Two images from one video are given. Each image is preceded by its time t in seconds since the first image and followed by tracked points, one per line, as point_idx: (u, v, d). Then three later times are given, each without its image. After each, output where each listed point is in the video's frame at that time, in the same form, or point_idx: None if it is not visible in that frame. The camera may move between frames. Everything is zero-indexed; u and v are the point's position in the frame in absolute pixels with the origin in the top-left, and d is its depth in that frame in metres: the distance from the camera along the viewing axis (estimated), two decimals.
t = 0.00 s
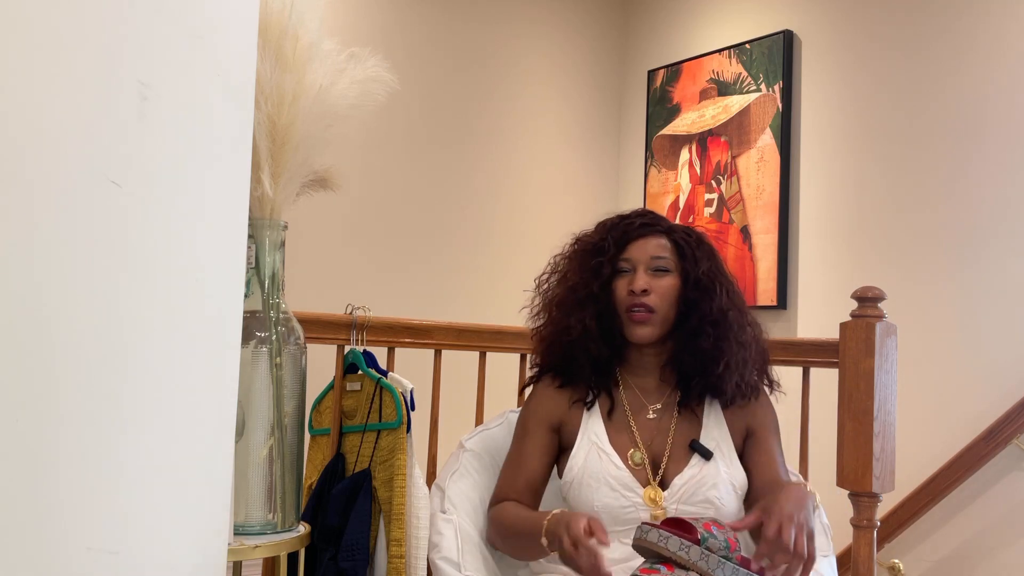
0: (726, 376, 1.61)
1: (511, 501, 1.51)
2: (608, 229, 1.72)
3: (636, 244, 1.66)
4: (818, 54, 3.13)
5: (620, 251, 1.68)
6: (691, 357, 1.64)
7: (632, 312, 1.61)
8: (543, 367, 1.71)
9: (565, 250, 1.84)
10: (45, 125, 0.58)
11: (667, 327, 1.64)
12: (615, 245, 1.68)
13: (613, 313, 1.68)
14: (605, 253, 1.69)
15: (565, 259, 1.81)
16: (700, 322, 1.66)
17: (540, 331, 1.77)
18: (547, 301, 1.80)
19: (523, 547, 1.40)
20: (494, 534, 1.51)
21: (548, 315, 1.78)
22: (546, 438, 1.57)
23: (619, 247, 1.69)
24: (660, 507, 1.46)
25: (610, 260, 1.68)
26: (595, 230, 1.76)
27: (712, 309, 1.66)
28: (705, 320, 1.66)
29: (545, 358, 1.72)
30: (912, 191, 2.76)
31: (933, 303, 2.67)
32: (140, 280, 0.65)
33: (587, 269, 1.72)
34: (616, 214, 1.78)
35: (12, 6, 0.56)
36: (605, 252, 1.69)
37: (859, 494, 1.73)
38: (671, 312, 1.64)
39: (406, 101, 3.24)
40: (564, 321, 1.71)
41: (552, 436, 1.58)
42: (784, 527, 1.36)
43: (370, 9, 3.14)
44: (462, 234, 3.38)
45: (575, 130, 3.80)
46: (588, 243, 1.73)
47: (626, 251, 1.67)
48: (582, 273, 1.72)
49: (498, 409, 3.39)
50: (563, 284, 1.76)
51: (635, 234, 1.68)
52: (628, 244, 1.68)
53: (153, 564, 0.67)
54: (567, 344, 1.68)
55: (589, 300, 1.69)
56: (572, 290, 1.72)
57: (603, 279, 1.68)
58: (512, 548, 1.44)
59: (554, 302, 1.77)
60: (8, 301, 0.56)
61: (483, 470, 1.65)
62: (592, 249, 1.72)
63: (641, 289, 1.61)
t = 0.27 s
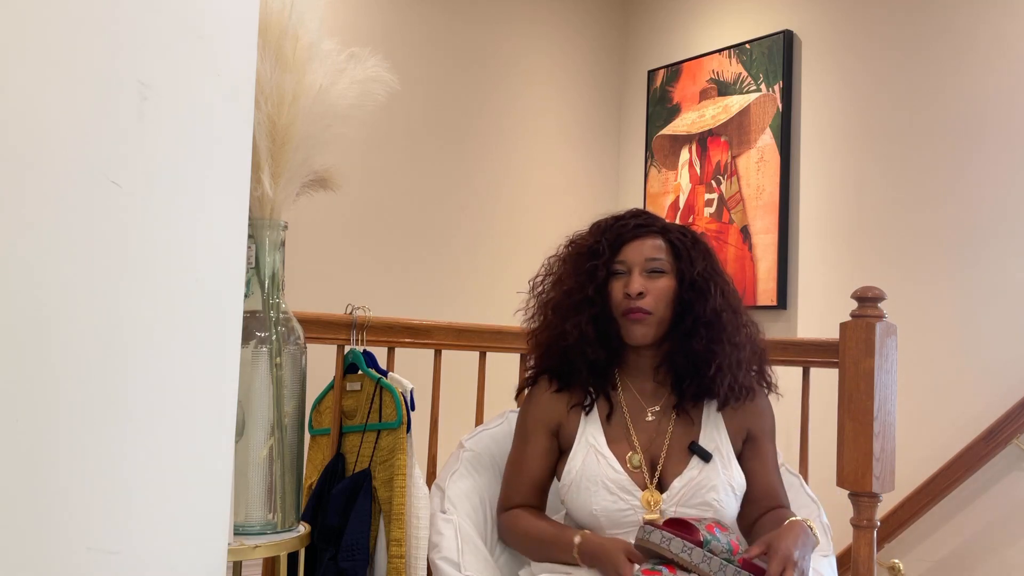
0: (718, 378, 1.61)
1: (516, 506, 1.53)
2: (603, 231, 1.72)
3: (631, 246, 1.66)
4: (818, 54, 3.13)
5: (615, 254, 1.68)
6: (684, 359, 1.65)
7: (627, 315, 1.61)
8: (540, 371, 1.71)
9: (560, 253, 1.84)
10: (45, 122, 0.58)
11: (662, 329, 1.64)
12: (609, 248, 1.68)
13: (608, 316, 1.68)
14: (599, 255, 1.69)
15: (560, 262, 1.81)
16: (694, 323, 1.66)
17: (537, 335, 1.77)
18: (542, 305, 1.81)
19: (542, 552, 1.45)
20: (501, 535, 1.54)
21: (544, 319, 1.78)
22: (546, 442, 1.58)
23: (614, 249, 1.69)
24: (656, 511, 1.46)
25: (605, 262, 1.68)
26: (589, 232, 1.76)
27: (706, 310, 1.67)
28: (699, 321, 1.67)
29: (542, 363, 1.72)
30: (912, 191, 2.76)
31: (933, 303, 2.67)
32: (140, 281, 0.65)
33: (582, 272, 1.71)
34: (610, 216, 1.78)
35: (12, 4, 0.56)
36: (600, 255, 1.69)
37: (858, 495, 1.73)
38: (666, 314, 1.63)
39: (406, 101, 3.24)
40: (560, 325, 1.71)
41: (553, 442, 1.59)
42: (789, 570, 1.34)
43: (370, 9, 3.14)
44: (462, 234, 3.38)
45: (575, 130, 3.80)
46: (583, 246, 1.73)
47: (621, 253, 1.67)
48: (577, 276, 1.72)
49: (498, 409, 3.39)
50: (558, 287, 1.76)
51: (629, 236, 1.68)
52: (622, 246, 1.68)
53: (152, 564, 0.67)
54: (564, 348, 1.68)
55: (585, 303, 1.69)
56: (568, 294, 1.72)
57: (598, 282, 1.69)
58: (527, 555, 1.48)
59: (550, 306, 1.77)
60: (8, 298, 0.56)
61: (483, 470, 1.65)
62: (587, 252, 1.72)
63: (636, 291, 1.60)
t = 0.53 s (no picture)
0: (716, 376, 1.61)
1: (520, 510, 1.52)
2: (599, 232, 1.72)
3: (628, 246, 1.66)
4: (818, 54, 3.13)
5: (612, 254, 1.67)
6: (683, 359, 1.64)
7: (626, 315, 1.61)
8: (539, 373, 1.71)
9: (557, 254, 1.83)
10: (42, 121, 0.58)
11: (660, 329, 1.64)
12: (606, 248, 1.68)
13: (606, 316, 1.68)
14: (597, 256, 1.69)
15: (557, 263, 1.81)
16: (693, 322, 1.66)
17: (535, 336, 1.77)
18: (540, 306, 1.80)
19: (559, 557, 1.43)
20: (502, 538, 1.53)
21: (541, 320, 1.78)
22: (550, 442, 1.57)
23: (610, 250, 1.68)
24: (657, 511, 1.47)
25: (602, 263, 1.68)
26: (585, 233, 1.76)
27: (704, 308, 1.67)
28: (697, 320, 1.67)
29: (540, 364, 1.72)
30: (912, 191, 2.76)
31: (933, 303, 2.67)
32: (138, 280, 0.65)
33: (579, 273, 1.71)
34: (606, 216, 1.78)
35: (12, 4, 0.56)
36: (597, 255, 1.69)
37: (858, 494, 1.73)
38: (663, 313, 1.64)
39: (406, 102, 3.24)
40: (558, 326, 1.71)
41: (555, 441, 1.58)
42: None
43: (370, 9, 3.14)
44: (462, 234, 3.38)
45: (575, 130, 3.80)
46: (580, 247, 1.73)
47: (618, 254, 1.67)
48: (574, 277, 1.71)
49: (498, 410, 3.39)
50: (556, 288, 1.76)
51: (626, 236, 1.68)
52: (619, 246, 1.68)
53: (151, 564, 0.67)
54: (562, 349, 1.68)
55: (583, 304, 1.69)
56: (565, 295, 1.72)
57: (596, 283, 1.68)
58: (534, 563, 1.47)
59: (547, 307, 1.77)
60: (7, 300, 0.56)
61: (483, 470, 1.65)
62: (584, 252, 1.72)
63: (634, 291, 1.61)
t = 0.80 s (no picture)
0: (718, 377, 1.61)
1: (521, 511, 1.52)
2: (606, 229, 1.72)
3: (634, 244, 1.66)
4: (819, 54, 3.13)
5: (618, 251, 1.67)
6: (685, 359, 1.64)
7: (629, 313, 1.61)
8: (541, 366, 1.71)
9: (561, 250, 1.83)
10: (43, 121, 0.58)
11: (662, 329, 1.64)
12: (613, 245, 1.68)
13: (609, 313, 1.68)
14: (603, 252, 1.69)
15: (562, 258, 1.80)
16: (695, 323, 1.66)
17: (535, 331, 1.77)
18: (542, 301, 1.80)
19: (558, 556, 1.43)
20: (501, 538, 1.53)
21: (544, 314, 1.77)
22: (549, 441, 1.57)
23: (617, 247, 1.68)
24: (655, 511, 1.47)
25: (607, 260, 1.67)
26: (591, 229, 1.76)
27: (708, 309, 1.67)
28: (700, 321, 1.67)
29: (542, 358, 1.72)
30: (912, 191, 2.76)
31: (933, 303, 2.67)
32: (138, 281, 0.65)
33: (585, 268, 1.71)
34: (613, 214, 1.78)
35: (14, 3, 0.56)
36: (604, 252, 1.69)
37: (858, 494, 1.73)
38: (667, 313, 1.64)
39: (406, 102, 3.24)
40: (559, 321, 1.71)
41: (553, 441, 1.58)
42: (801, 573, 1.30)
43: (370, 9, 3.14)
44: (462, 234, 3.38)
45: (575, 130, 3.80)
46: (586, 243, 1.73)
47: (624, 251, 1.67)
48: (578, 273, 1.71)
49: (498, 410, 3.39)
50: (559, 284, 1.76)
51: (633, 233, 1.68)
52: (625, 244, 1.68)
53: (151, 563, 0.67)
54: (565, 343, 1.68)
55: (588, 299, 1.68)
56: (569, 289, 1.72)
57: (601, 279, 1.68)
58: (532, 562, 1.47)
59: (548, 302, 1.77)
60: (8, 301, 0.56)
61: (483, 470, 1.65)
62: (591, 248, 1.71)
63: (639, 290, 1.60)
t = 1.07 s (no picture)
0: (730, 375, 1.61)
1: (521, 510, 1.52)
2: (615, 227, 1.72)
3: (645, 242, 1.66)
4: (818, 54, 3.13)
5: (629, 248, 1.67)
6: (697, 357, 1.64)
7: (640, 309, 1.61)
8: (548, 362, 1.69)
9: (568, 247, 1.82)
10: (44, 121, 0.58)
11: (671, 326, 1.64)
12: (624, 242, 1.67)
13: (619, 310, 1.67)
14: (613, 249, 1.68)
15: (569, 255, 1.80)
16: (706, 321, 1.67)
17: (540, 327, 1.76)
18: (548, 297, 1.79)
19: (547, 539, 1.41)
20: (502, 538, 1.53)
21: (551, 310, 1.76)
22: (549, 441, 1.57)
23: (629, 244, 1.68)
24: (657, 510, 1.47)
25: (618, 256, 1.67)
26: (600, 226, 1.75)
27: (718, 309, 1.68)
28: (711, 320, 1.67)
29: (549, 354, 1.70)
30: (912, 190, 2.76)
31: (933, 303, 2.67)
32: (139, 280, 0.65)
33: (596, 264, 1.70)
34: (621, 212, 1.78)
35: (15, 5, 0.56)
36: (615, 248, 1.68)
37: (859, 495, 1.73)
38: (676, 311, 1.64)
39: (406, 102, 3.24)
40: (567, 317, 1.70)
41: (553, 441, 1.57)
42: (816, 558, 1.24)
43: (369, 9, 3.14)
44: (462, 234, 3.38)
45: (575, 130, 3.80)
46: (596, 239, 1.72)
47: (636, 248, 1.67)
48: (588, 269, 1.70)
49: (498, 409, 3.39)
50: (565, 279, 1.75)
51: (643, 231, 1.68)
52: (636, 241, 1.68)
53: (152, 564, 0.67)
54: (574, 339, 1.66)
55: (598, 296, 1.66)
56: (578, 285, 1.70)
57: (612, 275, 1.67)
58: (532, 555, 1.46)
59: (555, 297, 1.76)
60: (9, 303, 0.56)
61: (483, 470, 1.65)
62: (601, 244, 1.71)
63: (651, 286, 1.61)
